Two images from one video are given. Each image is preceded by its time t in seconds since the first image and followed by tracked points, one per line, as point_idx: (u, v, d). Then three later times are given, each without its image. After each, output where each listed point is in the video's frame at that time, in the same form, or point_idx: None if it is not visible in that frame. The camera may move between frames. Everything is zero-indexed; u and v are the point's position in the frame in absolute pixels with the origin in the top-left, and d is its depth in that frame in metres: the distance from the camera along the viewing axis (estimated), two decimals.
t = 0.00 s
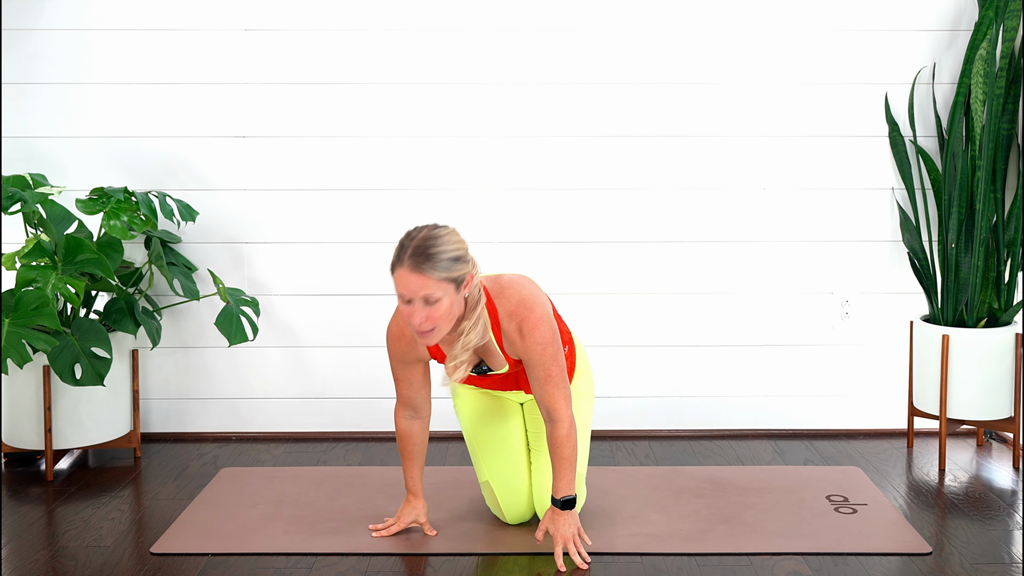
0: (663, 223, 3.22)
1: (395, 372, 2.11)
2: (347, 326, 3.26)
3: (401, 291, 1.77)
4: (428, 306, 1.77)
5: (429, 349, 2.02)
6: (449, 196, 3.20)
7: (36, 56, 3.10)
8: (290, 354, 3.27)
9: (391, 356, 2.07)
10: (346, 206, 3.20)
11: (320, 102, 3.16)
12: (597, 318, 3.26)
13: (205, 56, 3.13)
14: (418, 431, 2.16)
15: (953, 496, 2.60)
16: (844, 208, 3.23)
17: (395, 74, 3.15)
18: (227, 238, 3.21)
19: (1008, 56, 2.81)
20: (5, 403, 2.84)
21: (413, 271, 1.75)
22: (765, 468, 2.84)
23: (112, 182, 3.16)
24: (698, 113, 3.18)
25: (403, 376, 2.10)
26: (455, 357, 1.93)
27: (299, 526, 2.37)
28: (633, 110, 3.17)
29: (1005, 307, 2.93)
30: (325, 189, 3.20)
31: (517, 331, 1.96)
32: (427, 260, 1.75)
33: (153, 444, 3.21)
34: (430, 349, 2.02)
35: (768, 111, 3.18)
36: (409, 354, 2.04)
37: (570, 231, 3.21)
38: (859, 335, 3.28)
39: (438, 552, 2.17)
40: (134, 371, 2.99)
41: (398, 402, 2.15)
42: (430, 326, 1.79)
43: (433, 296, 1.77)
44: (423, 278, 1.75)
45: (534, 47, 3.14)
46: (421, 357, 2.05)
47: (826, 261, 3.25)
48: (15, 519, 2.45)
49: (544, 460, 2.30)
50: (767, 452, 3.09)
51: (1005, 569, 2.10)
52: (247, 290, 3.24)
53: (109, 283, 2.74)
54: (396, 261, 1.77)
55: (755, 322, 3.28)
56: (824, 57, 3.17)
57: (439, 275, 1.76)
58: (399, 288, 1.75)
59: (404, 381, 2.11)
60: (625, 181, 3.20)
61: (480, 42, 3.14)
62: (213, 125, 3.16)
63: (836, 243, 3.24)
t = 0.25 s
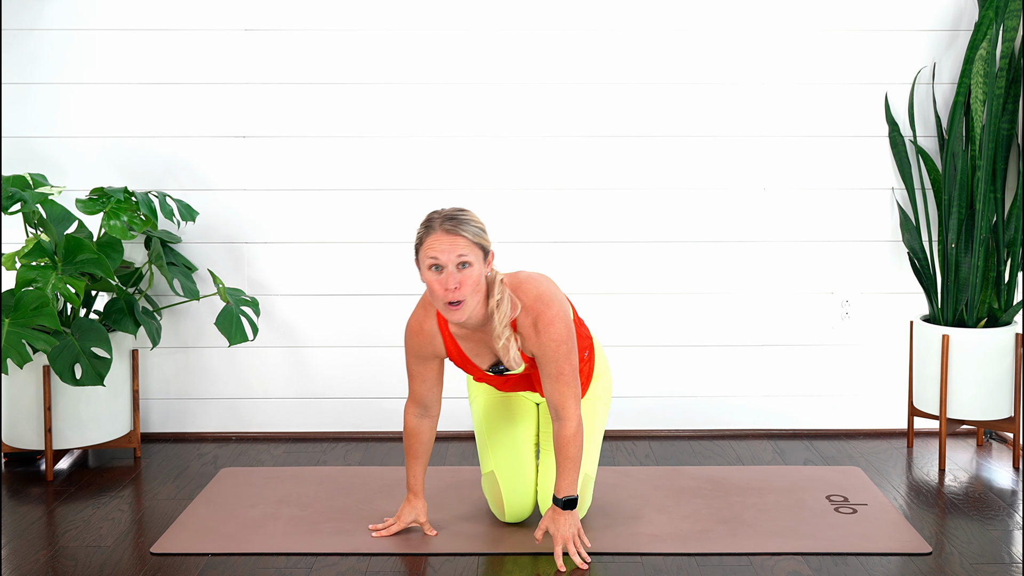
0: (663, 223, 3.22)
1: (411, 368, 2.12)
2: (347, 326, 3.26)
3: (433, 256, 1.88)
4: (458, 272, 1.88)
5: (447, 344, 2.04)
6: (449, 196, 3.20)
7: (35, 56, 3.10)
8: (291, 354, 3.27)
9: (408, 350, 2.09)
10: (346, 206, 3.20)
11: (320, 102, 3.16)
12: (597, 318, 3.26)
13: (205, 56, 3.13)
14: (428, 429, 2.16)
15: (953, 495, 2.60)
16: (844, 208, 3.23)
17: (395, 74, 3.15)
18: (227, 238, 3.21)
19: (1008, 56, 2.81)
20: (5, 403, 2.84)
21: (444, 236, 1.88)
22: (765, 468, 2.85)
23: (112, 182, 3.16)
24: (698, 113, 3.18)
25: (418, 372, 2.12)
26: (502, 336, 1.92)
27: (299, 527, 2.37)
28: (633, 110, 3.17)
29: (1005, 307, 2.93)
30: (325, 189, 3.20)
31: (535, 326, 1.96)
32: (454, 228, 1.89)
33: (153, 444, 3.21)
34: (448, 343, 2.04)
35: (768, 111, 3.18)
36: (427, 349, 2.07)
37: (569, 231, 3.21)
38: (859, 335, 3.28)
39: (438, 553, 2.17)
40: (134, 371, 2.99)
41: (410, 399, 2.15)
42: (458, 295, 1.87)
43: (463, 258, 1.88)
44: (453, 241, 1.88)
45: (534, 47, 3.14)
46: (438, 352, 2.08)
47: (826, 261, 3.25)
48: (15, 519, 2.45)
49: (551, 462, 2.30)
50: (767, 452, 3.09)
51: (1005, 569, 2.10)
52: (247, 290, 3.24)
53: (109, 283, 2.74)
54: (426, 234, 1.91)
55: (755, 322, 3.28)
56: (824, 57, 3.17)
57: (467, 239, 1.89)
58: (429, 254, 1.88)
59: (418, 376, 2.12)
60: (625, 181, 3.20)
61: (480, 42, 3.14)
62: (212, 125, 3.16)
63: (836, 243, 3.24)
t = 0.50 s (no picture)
0: (663, 223, 3.22)
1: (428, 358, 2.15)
2: (347, 326, 3.26)
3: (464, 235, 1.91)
4: (487, 253, 1.92)
5: (469, 333, 2.08)
6: (449, 196, 3.20)
7: (35, 56, 3.10)
8: (291, 354, 3.27)
9: (427, 341, 2.13)
10: (346, 206, 3.20)
11: (320, 102, 3.16)
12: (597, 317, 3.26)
13: (205, 56, 3.14)
14: (437, 426, 2.16)
15: (953, 495, 2.60)
16: (844, 208, 3.23)
17: (394, 74, 3.15)
18: (227, 238, 3.21)
19: (1008, 56, 2.81)
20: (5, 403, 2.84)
21: (474, 216, 1.92)
22: (765, 468, 2.84)
23: (112, 182, 3.17)
24: (698, 113, 3.18)
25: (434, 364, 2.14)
26: (519, 321, 1.97)
27: (298, 526, 2.37)
28: (633, 110, 3.17)
29: (1005, 307, 2.93)
30: (325, 189, 3.20)
31: (558, 314, 2.01)
32: (484, 208, 1.93)
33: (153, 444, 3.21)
34: (469, 333, 2.08)
35: (768, 111, 3.18)
36: (447, 340, 2.11)
37: (569, 231, 3.21)
38: (859, 335, 3.28)
39: (438, 553, 2.17)
40: (134, 371, 2.99)
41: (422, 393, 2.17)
42: (487, 273, 1.91)
43: (492, 238, 1.92)
44: (483, 221, 1.92)
45: (534, 47, 3.14)
46: (457, 344, 2.12)
47: (826, 261, 3.25)
48: (15, 519, 2.45)
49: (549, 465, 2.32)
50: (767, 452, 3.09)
51: (1005, 569, 2.10)
52: (247, 290, 3.24)
53: (109, 283, 2.74)
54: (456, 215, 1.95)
55: (755, 322, 3.28)
56: (823, 57, 3.16)
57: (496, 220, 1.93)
58: (460, 234, 1.92)
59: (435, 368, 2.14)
60: (625, 181, 3.20)
61: (480, 42, 3.14)
62: (212, 125, 3.16)
63: (836, 243, 3.24)
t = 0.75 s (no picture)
0: (663, 223, 3.22)
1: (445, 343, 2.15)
2: (347, 326, 3.26)
3: (503, 207, 1.95)
4: (526, 225, 1.95)
5: (494, 315, 2.12)
6: (449, 196, 3.20)
7: (35, 56, 3.10)
8: (291, 354, 3.27)
9: (444, 325, 2.14)
10: (346, 206, 3.20)
11: (320, 102, 3.16)
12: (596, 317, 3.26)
13: (205, 56, 3.13)
14: (447, 414, 2.16)
15: (953, 495, 2.60)
16: (844, 208, 3.23)
17: (394, 74, 3.15)
18: (226, 238, 3.21)
19: (1008, 56, 2.81)
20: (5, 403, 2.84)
21: (515, 190, 1.96)
22: (765, 469, 2.85)
23: (111, 182, 3.16)
24: (698, 113, 3.18)
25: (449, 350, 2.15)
26: (554, 303, 2.06)
27: (299, 527, 2.37)
28: (633, 110, 3.17)
29: (1005, 307, 2.93)
30: (325, 189, 3.20)
31: (585, 294, 2.10)
32: (523, 184, 1.98)
33: (153, 444, 3.21)
34: (493, 314, 2.12)
35: (768, 111, 3.18)
36: (466, 322, 2.12)
37: (569, 231, 3.21)
38: (859, 335, 3.28)
39: (438, 553, 2.17)
40: (134, 371, 2.99)
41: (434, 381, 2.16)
42: (525, 245, 1.95)
43: (532, 211, 1.95)
44: (523, 195, 1.96)
45: (534, 47, 3.14)
46: (478, 329, 2.14)
47: (826, 261, 3.25)
48: (15, 519, 2.45)
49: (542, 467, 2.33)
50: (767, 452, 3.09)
51: (1005, 569, 2.10)
52: (247, 290, 3.24)
53: (109, 283, 2.74)
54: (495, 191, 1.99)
55: (755, 322, 3.28)
56: (824, 57, 3.16)
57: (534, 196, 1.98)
58: (500, 206, 1.95)
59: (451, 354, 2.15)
60: (625, 181, 3.20)
61: (480, 42, 3.14)
62: (212, 125, 3.16)
63: (836, 243, 3.24)
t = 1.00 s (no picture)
0: (663, 223, 3.22)
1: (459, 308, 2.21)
2: (347, 326, 3.26)
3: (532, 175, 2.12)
4: (553, 191, 2.12)
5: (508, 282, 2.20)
6: (448, 196, 3.20)
7: (35, 57, 3.10)
8: (290, 354, 3.27)
9: (459, 290, 2.20)
10: (345, 206, 3.20)
11: (320, 102, 3.16)
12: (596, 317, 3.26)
13: (205, 56, 3.14)
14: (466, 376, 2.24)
15: (954, 495, 2.60)
16: (844, 208, 3.23)
17: (394, 74, 3.15)
18: (226, 238, 3.21)
19: (1008, 56, 2.81)
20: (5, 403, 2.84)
21: (542, 161, 2.14)
22: (765, 468, 2.84)
23: (111, 181, 3.17)
24: (697, 113, 3.18)
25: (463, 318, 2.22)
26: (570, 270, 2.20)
27: (298, 527, 2.37)
28: (633, 110, 3.17)
29: (1005, 307, 2.93)
30: (324, 189, 3.20)
31: (596, 269, 2.26)
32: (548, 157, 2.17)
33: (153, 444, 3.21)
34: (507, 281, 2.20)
35: (768, 111, 3.18)
36: (480, 288, 2.19)
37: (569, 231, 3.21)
38: (859, 335, 3.28)
39: (438, 553, 2.17)
40: (134, 371, 2.99)
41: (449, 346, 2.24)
42: (550, 210, 2.11)
43: (556, 182, 2.13)
44: (550, 165, 2.14)
45: (534, 47, 3.14)
46: (487, 295, 2.20)
47: (826, 261, 3.25)
48: (15, 519, 2.45)
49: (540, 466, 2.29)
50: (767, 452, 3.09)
51: (1005, 569, 2.10)
52: (247, 290, 3.24)
53: (109, 283, 2.74)
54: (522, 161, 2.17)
55: (755, 321, 3.28)
56: (823, 57, 3.16)
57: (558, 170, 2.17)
58: (528, 172, 2.12)
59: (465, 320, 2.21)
60: (625, 181, 3.20)
61: (480, 42, 3.14)
62: (212, 125, 3.16)
63: (836, 243, 3.24)
